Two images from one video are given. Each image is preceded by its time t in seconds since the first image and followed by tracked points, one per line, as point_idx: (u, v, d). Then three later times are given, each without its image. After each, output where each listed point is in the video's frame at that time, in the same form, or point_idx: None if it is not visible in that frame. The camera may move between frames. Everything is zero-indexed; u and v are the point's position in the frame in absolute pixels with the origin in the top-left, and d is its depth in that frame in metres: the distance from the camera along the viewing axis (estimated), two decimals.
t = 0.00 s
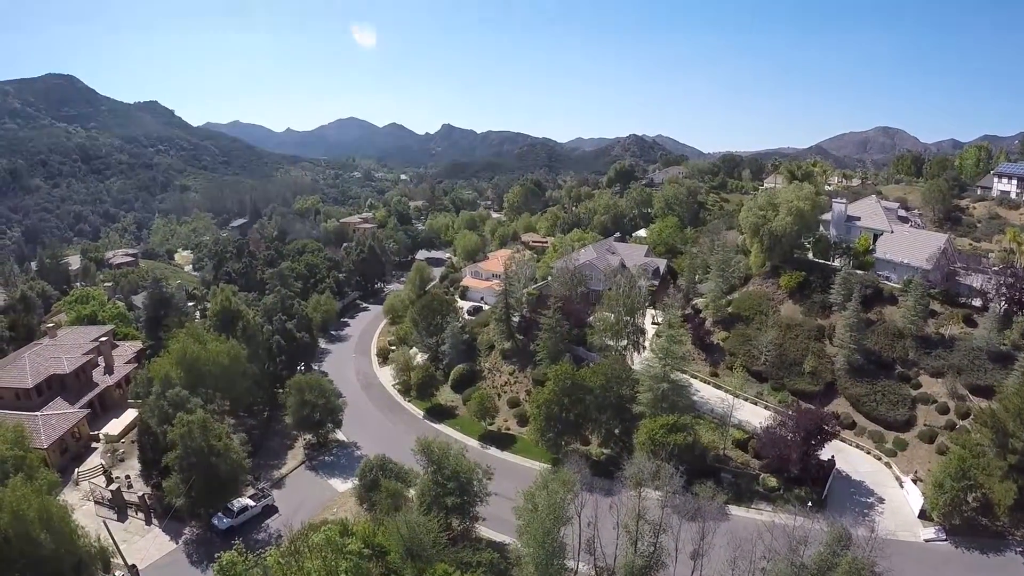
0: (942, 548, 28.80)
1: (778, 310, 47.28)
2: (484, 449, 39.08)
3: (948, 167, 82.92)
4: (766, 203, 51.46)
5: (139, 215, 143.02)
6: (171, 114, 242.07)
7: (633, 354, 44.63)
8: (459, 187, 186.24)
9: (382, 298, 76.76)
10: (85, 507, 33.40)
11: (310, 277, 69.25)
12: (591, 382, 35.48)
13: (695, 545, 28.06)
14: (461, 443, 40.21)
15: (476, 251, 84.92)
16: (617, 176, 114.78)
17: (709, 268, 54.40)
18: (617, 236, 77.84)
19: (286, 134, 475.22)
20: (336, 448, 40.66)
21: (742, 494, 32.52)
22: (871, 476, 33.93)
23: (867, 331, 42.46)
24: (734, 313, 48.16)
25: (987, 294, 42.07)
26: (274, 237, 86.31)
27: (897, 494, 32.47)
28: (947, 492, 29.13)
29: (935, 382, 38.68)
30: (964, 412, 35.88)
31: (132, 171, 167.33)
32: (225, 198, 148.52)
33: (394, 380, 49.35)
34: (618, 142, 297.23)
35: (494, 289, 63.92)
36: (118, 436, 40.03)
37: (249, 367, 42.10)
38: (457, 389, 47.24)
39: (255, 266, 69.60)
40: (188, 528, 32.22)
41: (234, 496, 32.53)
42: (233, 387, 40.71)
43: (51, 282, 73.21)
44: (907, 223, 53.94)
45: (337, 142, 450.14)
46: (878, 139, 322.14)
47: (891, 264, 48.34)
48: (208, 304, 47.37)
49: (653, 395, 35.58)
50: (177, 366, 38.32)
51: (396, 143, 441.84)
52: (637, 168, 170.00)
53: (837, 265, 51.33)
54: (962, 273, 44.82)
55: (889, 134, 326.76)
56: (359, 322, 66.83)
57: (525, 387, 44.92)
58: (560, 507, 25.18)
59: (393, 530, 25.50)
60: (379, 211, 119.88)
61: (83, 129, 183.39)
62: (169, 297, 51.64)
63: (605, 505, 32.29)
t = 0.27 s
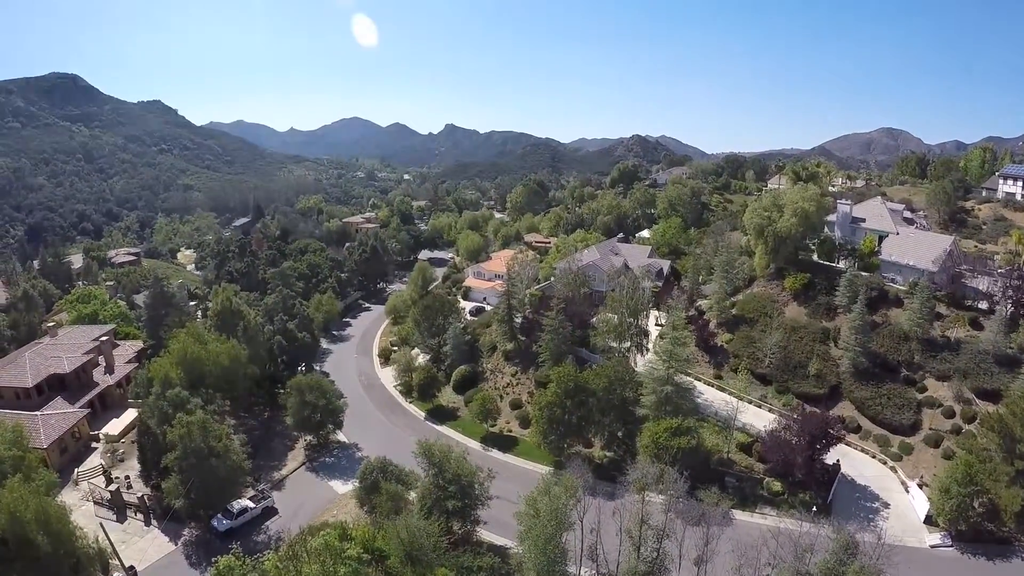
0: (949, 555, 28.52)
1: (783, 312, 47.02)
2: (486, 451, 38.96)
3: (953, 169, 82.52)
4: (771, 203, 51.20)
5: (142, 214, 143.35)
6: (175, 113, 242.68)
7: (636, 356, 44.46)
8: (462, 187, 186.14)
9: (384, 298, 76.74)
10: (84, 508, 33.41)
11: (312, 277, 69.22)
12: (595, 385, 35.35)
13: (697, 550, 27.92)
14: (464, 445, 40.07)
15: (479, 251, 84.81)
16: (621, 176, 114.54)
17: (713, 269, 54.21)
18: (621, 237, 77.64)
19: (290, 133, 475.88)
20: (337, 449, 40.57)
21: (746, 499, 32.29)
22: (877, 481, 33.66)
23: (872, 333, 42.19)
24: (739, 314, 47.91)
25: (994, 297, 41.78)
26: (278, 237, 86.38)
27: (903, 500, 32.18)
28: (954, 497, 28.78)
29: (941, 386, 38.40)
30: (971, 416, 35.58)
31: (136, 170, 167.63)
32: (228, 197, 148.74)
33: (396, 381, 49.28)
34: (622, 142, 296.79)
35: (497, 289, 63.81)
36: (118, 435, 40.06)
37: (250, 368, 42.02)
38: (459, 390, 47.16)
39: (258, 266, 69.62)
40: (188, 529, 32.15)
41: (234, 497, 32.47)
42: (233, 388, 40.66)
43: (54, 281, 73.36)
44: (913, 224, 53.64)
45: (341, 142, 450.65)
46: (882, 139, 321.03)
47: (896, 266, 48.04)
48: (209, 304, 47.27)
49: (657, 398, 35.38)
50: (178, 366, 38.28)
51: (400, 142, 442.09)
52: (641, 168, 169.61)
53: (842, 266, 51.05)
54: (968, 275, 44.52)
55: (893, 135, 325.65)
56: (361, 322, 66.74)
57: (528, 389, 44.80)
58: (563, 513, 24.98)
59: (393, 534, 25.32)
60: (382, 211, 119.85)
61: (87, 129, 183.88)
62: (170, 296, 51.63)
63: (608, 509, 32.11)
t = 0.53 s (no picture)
0: (957, 561, 28.21)
1: (789, 314, 46.70)
2: (489, 453, 38.82)
3: (960, 169, 81.97)
4: (777, 203, 50.89)
5: (146, 213, 143.83)
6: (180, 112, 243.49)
7: (641, 358, 44.26)
8: (466, 186, 186.01)
9: (388, 297, 76.73)
10: (84, 508, 33.42)
11: (315, 276, 69.22)
12: (599, 387, 35.17)
13: (701, 556, 27.71)
14: (467, 446, 39.94)
15: (482, 251, 84.70)
16: (625, 176, 114.24)
17: (718, 270, 53.94)
18: (625, 237, 77.38)
19: (295, 132, 476.83)
20: (339, 450, 40.49)
21: (752, 503, 32.04)
22: (884, 486, 33.34)
23: (879, 335, 41.85)
24: (744, 316, 47.64)
25: (1002, 299, 41.39)
26: (282, 236, 86.48)
27: (910, 505, 31.87)
28: (962, 503, 28.49)
29: (948, 389, 38.06)
30: (979, 420, 35.20)
31: (141, 169, 168.16)
32: (233, 196, 149.08)
33: (398, 381, 49.20)
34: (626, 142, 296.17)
35: (501, 289, 63.71)
36: (119, 436, 40.11)
37: (251, 368, 41.97)
38: (462, 391, 47.07)
39: (261, 265, 69.67)
40: (188, 531, 32.11)
41: (235, 498, 32.40)
42: (234, 388, 40.62)
43: (58, 280, 73.63)
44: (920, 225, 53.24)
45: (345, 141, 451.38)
46: (888, 140, 319.39)
47: (903, 267, 47.66)
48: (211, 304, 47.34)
49: (662, 401, 35.13)
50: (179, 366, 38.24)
51: (404, 142, 442.48)
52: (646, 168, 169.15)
53: (848, 267, 50.72)
54: (976, 277, 44.11)
55: (899, 135, 323.87)
56: (364, 321, 66.68)
57: (532, 390, 44.70)
58: (566, 519, 24.78)
59: (394, 538, 25.14)
60: (387, 210, 119.86)
61: (92, 127, 184.57)
62: (172, 296, 51.67)
63: (612, 512, 31.94)
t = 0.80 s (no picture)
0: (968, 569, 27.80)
1: (798, 316, 46.32)
2: (493, 456, 38.66)
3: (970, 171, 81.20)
4: (786, 204, 50.49)
5: (152, 211, 144.50)
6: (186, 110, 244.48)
7: (648, 360, 44.01)
8: (472, 185, 185.92)
9: (393, 297, 76.72)
10: (85, 508, 33.47)
11: (320, 276, 69.24)
12: (605, 390, 34.96)
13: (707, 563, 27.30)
14: (471, 449, 39.78)
15: (488, 251, 84.57)
16: (632, 176, 113.87)
17: (726, 271, 53.60)
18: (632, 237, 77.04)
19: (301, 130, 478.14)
20: (342, 451, 40.42)
21: (760, 509, 31.75)
22: (894, 492, 32.93)
23: (889, 339, 41.40)
24: (752, 318, 47.30)
25: (1014, 303, 40.86)
26: (287, 235, 86.59)
27: (920, 512, 31.46)
28: (973, 510, 28.09)
29: (958, 394, 37.61)
30: (989, 426, 34.74)
31: (147, 168, 168.93)
32: (239, 194, 149.50)
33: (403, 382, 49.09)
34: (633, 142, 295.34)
35: (506, 289, 63.54)
36: (121, 435, 40.15)
37: (254, 368, 41.89)
38: (466, 392, 46.95)
39: (266, 264, 69.73)
40: (188, 532, 32.13)
41: (235, 500, 32.37)
42: (236, 388, 40.59)
43: (63, 278, 73.97)
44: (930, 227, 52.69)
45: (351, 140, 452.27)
46: (895, 140, 317.29)
47: (913, 269, 47.16)
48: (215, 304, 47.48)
49: (669, 404, 34.83)
50: (181, 366, 38.16)
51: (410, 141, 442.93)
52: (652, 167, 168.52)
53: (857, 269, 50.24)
54: (987, 280, 43.62)
55: (906, 136, 322.08)
56: (369, 321, 66.63)
57: (537, 392, 44.57)
58: (571, 527, 24.56)
59: (396, 543, 24.96)
60: (392, 209, 119.90)
61: (98, 126, 185.54)
62: (176, 295, 51.72)
63: (617, 517, 31.72)
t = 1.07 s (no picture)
0: None
1: (809, 319, 45.84)
2: (499, 459, 38.48)
3: (982, 172, 80.27)
4: (797, 205, 49.99)
5: (160, 209, 145.34)
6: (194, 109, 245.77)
7: (656, 362, 43.71)
8: (479, 185, 185.88)
9: (399, 296, 76.71)
10: (87, 508, 33.52)
11: (327, 275, 69.28)
12: (613, 393, 34.71)
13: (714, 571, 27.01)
14: (476, 451, 39.59)
15: (495, 251, 84.40)
16: (640, 176, 113.42)
17: (735, 273, 53.18)
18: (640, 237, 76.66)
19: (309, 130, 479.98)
20: (347, 453, 40.34)
21: (769, 516, 31.48)
22: (905, 499, 32.46)
23: (901, 342, 40.87)
24: (762, 320, 46.89)
25: None
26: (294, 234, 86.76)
27: (932, 520, 30.99)
28: (986, 519, 27.49)
29: (971, 399, 37.07)
30: (1003, 432, 34.14)
31: (155, 166, 169.90)
32: (246, 193, 150.08)
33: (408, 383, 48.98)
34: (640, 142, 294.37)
35: (513, 290, 63.36)
36: (124, 434, 40.25)
37: (258, 368, 41.84)
38: (472, 394, 46.80)
39: (272, 263, 69.84)
40: (191, 533, 32.11)
41: (238, 501, 32.27)
42: (240, 388, 40.57)
43: (70, 276, 74.39)
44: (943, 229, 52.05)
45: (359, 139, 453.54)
46: (904, 141, 315.28)
47: (925, 271, 46.57)
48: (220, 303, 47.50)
49: (678, 408, 34.47)
50: (185, 366, 38.14)
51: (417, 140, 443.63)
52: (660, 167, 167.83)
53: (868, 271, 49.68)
54: (1001, 283, 43.00)
55: (916, 137, 319.46)
56: (375, 321, 66.58)
57: (544, 394, 44.39)
58: (578, 537, 24.32)
59: (400, 549, 24.78)
60: (399, 208, 120.00)
61: (107, 125, 186.76)
62: (182, 294, 51.87)
63: (626, 523, 31.45)
